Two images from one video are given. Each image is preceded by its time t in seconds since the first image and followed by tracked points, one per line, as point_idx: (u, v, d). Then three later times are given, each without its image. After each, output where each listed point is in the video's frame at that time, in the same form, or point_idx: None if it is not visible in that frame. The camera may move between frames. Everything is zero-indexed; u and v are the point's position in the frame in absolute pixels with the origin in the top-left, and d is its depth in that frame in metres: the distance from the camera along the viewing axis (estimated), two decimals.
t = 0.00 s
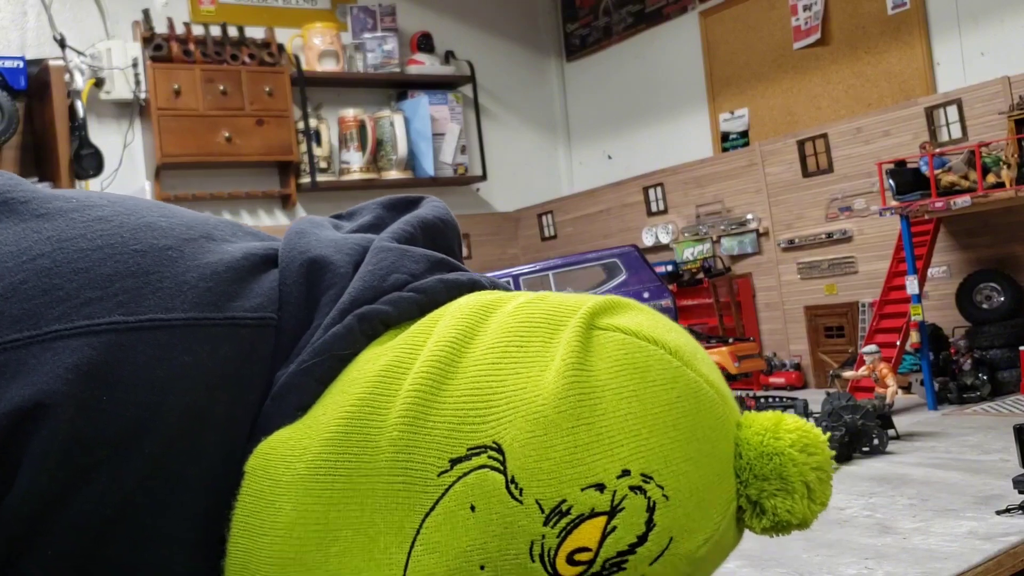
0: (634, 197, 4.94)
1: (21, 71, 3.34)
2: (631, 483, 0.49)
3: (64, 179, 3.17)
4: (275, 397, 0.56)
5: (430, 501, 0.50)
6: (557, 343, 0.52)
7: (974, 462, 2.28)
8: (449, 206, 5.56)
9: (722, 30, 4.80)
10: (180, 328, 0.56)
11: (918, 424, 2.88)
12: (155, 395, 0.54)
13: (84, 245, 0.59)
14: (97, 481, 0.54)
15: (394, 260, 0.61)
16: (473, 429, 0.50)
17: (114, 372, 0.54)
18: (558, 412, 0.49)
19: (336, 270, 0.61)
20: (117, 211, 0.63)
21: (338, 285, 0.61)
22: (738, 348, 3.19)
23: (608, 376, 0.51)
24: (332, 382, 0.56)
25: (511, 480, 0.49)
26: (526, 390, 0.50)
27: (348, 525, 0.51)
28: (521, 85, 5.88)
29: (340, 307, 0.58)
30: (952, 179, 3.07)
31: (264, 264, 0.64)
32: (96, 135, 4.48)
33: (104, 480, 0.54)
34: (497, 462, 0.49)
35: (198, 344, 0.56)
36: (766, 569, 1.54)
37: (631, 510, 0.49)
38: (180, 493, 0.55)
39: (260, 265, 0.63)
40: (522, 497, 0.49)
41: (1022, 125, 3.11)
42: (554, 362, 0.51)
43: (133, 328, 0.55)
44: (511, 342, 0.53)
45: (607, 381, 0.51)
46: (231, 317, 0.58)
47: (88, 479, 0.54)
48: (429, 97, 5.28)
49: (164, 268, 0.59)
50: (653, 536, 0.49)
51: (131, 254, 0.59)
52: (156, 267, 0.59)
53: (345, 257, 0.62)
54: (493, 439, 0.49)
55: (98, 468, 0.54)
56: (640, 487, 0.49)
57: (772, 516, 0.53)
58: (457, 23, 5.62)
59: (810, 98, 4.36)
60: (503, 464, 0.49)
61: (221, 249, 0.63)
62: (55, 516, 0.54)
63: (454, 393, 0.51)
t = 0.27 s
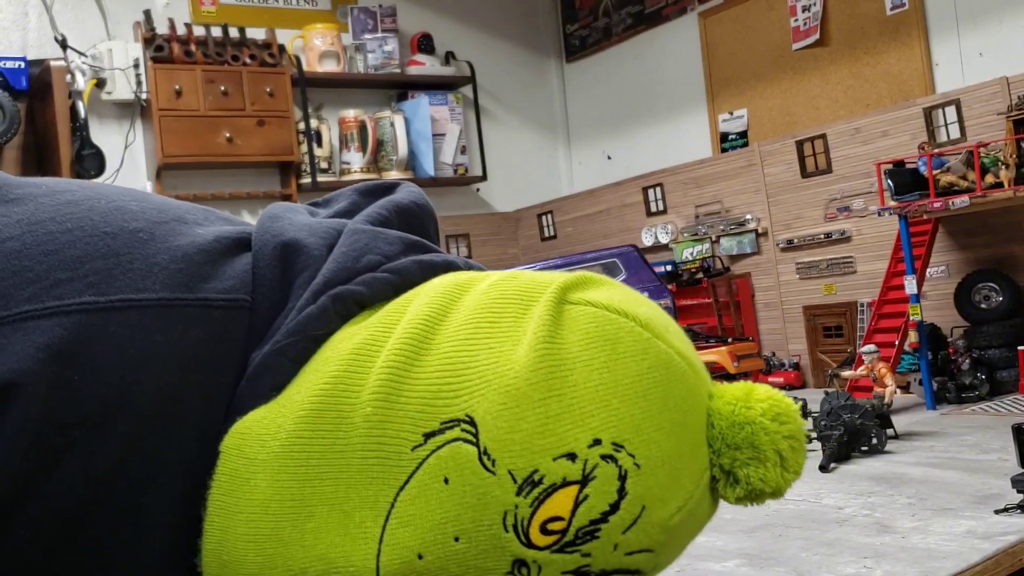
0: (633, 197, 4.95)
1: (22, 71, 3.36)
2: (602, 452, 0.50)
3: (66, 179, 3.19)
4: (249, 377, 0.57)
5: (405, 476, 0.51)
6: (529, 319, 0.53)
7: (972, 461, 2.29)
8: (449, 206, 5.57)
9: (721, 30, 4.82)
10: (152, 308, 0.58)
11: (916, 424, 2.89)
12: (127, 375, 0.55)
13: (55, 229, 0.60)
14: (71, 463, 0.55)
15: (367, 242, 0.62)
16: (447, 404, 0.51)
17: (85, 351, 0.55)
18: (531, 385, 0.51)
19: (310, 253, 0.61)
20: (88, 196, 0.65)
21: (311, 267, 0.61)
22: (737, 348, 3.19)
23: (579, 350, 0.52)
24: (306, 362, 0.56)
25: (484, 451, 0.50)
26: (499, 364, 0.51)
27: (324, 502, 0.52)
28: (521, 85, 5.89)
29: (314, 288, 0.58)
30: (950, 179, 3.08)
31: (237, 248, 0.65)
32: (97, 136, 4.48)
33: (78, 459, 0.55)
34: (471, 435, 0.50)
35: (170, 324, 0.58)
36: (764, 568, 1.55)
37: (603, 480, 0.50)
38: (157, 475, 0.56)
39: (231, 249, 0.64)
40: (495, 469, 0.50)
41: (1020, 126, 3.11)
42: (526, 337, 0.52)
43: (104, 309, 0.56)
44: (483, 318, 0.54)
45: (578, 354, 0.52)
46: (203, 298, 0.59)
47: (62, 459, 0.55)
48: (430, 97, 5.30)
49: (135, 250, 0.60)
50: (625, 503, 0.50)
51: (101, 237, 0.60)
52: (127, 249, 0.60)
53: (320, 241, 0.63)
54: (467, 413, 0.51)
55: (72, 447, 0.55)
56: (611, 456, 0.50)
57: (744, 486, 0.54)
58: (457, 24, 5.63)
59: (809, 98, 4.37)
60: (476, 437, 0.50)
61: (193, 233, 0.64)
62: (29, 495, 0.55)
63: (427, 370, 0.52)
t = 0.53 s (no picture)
0: (634, 197, 4.94)
1: (21, 71, 3.34)
2: (584, 436, 0.50)
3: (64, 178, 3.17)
4: (231, 366, 0.57)
5: (390, 463, 0.51)
6: (511, 306, 0.54)
7: (974, 462, 2.28)
8: (449, 206, 5.55)
9: (722, 30, 4.80)
10: (130, 298, 0.58)
11: (918, 424, 2.88)
12: (106, 363, 0.56)
13: (33, 220, 0.61)
14: (51, 454, 0.55)
15: (348, 232, 0.63)
16: (430, 391, 0.52)
17: (63, 340, 0.55)
18: (512, 371, 0.51)
19: (291, 243, 0.62)
20: (67, 188, 0.65)
21: (292, 257, 0.61)
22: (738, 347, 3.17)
23: (560, 336, 0.52)
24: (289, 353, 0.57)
25: (466, 437, 0.50)
26: (480, 351, 0.52)
27: (309, 489, 0.53)
28: (521, 85, 5.88)
29: (295, 278, 0.59)
30: (952, 179, 3.07)
31: (218, 239, 0.66)
32: (95, 135, 4.46)
33: (58, 451, 0.55)
34: (453, 421, 0.51)
35: (148, 313, 0.58)
36: (765, 569, 1.54)
37: (585, 463, 0.50)
38: (138, 466, 0.56)
39: (212, 240, 0.65)
40: (477, 454, 0.50)
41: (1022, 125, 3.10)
42: (508, 323, 0.53)
43: (82, 298, 0.57)
44: (466, 306, 0.54)
45: (560, 341, 0.52)
46: (182, 287, 0.60)
47: (42, 451, 0.55)
48: (430, 97, 5.28)
49: (113, 239, 0.61)
50: (608, 487, 0.50)
51: (80, 227, 0.61)
52: (104, 239, 0.60)
53: (300, 231, 0.63)
54: (449, 399, 0.51)
55: (51, 438, 0.55)
56: (594, 440, 0.50)
57: (729, 469, 0.54)
58: (458, 23, 5.62)
59: (810, 98, 4.36)
60: (458, 422, 0.51)
61: (172, 223, 0.65)
62: (10, 490, 0.55)
63: (411, 357, 0.53)
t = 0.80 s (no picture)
0: (633, 197, 4.94)
1: (21, 71, 3.33)
2: (571, 405, 0.49)
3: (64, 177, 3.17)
4: (217, 347, 0.56)
5: (375, 438, 0.50)
6: (497, 279, 0.52)
7: (974, 462, 2.28)
8: (450, 207, 5.55)
9: (722, 30, 4.81)
10: (113, 277, 0.56)
11: (917, 424, 2.88)
12: (89, 340, 0.54)
13: (13, 200, 0.59)
14: (37, 437, 0.53)
15: (334, 214, 0.60)
16: (414, 364, 0.50)
17: (45, 319, 0.54)
18: (498, 342, 0.50)
19: (275, 225, 0.60)
20: (47, 169, 0.63)
21: (277, 238, 0.60)
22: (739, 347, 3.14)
23: (546, 307, 0.51)
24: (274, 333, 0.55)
25: (453, 410, 0.49)
26: (466, 324, 0.51)
27: (293, 466, 0.51)
28: (521, 85, 5.88)
29: (281, 258, 0.57)
30: (952, 179, 3.07)
31: (200, 221, 0.64)
32: (95, 135, 4.46)
33: (42, 434, 0.53)
34: (439, 394, 0.49)
35: (131, 292, 0.56)
36: (765, 569, 1.54)
37: (572, 433, 0.49)
38: (126, 452, 0.54)
39: (193, 222, 0.63)
40: (462, 426, 0.49)
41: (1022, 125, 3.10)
42: (493, 295, 0.51)
43: (64, 277, 0.55)
44: (450, 279, 0.53)
45: (545, 311, 0.51)
46: (165, 267, 0.58)
47: (26, 434, 0.53)
48: (430, 97, 5.29)
49: (94, 219, 0.59)
50: (595, 457, 0.49)
51: (60, 207, 0.59)
52: (86, 219, 0.59)
53: (285, 214, 0.61)
54: (435, 372, 0.50)
55: (35, 420, 0.53)
56: (580, 409, 0.49)
57: (714, 440, 0.53)
58: (458, 23, 5.62)
59: (810, 98, 4.36)
60: (444, 396, 0.49)
61: (154, 204, 0.63)
62: None
63: (394, 331, 0.51)
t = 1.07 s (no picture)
0: (634, 197, 4.94)
1: (21, 70, 3.33)
2: (535, 330, 0.50)
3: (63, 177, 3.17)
4: (179, 298, 0.54)
5: (343, 374, 0.50)
6: (457, 214, 0.52)
7: (975, 462, 2.27)
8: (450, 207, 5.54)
9: (722, 29, 4.80)
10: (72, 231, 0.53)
11: (918, 424, 2.88)
12: (46, 299, 0.51)
13: None
14: None
15: (292, 162, 0.58)
16: (380, 300, 0.50)
17: None
18: (460, 273, 0.50)
19: (233, 177, 0.58)
20: None
21: (236, 190, 0.57)
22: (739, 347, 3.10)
23: (507, 237, 0.51)
24: (237, 280, 0.54)
25: (419, 342, 0.49)
26: (428, 258, 0.51)
27: (261, 407, 0.51)
28: (522, 85, 5.88)
29: (240, 206, 0.55)
30: (952, 179, 3.07)
31: (157, 177, 0.59)
32: (96, 135, 4.46)
33: None
34: (404, 327, 0.50)
35: (90, 247, 0.53)
36: (765, 569, 1.54)
37: (537, 358, 0.49)
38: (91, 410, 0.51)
39: (149, 176, 0.58)
40: (428, 355, 0.49)
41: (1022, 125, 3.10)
42: (454, 229, 0.51)
43: (18, 232, 0.51)
44: (411, 216, 0.53)
45: (506, 242, 0.51)
46: (123, 219, 0.54)
47: None
48: (429, 97, 5.29)
49: (44, 172, 0.54)
50: (562, 380, 0.49)
51: (7, 161, 0.54)
52: (36, 171, 0.54)
53: (244, 166, 0.59)
54: (400, 306, 0.50)
55: None
56: (545, 334, 0.50)
57: (684, 361, 0.53)
58: (458, 24, 5.61)
59: (810, 97, 4.36)
60: (410, 329, 0.49)
61: (108, 160, 0.58)
62: None
63: (357, 267, 0.51)
